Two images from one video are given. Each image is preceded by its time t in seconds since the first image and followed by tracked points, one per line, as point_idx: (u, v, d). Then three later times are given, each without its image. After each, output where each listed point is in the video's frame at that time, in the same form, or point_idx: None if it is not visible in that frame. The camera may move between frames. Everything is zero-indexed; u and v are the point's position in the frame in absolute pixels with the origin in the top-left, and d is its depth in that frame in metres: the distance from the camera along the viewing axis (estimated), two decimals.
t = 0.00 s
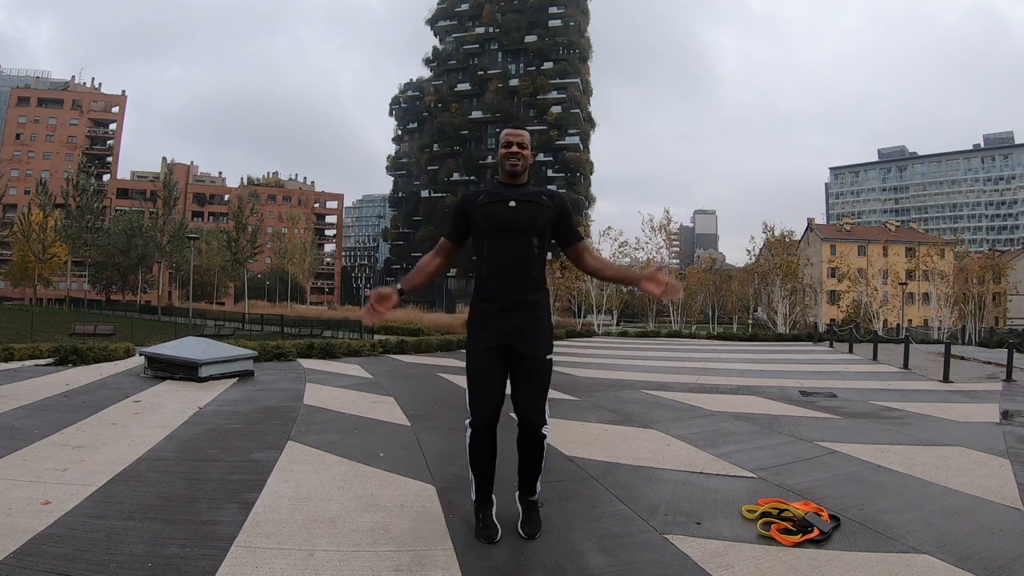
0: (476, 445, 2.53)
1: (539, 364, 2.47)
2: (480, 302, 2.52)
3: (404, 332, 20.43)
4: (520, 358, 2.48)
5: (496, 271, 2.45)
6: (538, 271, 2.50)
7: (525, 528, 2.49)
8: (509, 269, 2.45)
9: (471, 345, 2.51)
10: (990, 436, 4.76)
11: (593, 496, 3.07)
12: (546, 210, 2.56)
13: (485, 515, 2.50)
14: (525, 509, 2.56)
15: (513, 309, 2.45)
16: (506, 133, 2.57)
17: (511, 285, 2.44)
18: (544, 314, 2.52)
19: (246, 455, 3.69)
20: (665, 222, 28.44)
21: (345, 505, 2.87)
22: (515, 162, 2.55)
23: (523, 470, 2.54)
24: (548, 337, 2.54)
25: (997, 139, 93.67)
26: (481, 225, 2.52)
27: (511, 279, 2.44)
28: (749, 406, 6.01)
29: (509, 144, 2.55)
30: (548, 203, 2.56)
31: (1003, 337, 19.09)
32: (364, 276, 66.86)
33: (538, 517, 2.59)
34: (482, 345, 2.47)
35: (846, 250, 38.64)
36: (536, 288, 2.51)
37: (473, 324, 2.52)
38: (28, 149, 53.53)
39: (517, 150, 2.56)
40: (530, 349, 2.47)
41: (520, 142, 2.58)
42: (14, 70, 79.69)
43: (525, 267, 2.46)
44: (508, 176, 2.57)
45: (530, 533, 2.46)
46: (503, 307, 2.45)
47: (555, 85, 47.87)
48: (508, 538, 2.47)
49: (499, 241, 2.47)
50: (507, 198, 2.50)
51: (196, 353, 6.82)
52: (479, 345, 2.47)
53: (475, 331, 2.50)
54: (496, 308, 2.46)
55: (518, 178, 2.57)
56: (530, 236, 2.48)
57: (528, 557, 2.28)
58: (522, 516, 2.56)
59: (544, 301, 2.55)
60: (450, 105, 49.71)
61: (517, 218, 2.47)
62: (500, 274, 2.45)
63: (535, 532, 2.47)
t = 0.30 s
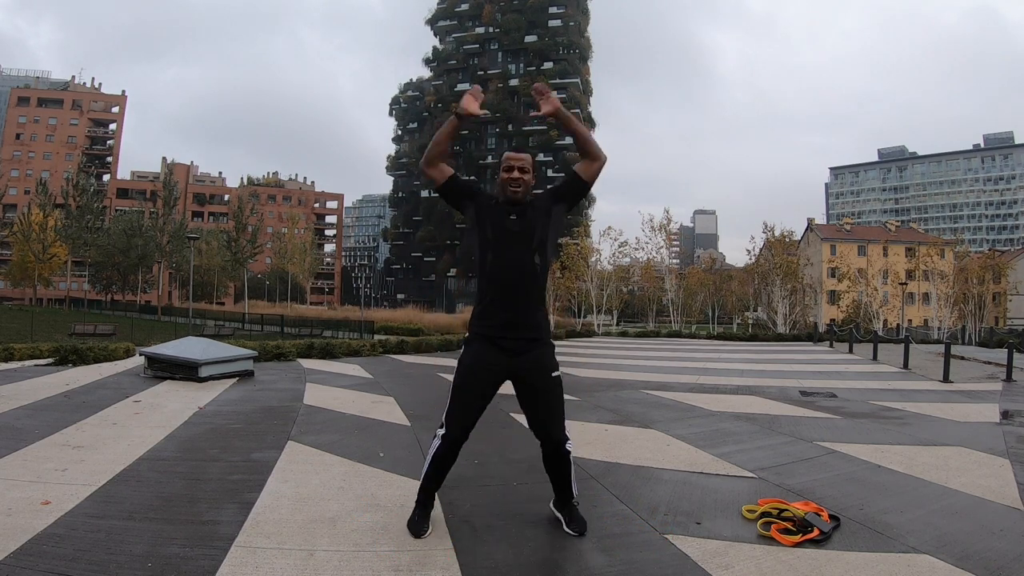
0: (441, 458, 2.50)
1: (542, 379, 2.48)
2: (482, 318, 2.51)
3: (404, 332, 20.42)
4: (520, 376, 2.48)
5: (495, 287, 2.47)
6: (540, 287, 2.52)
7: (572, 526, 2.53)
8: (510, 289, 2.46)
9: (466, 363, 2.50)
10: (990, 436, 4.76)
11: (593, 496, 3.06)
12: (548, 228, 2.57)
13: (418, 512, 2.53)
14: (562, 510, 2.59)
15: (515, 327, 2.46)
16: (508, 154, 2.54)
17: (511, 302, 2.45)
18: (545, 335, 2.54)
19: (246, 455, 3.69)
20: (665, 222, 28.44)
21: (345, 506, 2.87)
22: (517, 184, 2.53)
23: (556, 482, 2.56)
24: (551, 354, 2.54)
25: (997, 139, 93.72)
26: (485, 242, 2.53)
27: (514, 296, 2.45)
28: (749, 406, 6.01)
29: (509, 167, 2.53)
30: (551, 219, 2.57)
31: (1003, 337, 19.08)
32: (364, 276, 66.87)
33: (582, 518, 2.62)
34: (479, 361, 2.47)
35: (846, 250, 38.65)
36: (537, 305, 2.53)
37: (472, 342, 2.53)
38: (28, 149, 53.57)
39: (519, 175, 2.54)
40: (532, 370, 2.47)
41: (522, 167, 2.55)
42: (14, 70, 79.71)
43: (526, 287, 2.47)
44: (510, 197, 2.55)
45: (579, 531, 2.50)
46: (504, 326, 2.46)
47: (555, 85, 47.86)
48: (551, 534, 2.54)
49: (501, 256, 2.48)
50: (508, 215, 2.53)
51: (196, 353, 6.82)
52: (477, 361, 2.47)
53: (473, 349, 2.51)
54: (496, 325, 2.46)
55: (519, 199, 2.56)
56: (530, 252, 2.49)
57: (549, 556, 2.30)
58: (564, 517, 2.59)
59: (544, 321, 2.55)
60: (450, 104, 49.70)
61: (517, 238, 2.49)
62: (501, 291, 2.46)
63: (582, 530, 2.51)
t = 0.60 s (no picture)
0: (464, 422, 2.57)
1: (539, 344, 2.48)
2: (482, 281, 2.52)
3: (404, 332, 20.43)
4: (518, 339, 2.48)
5: (494, 251, 2.48)
6: (539, 253, 2.53)
7: (561, 520, 2.55)
8: (508, 254, 2.47)
9: (467, 327, 2.51)
10: (990, 436, 4.76)
11: (593, 496, 3.06)
12: (548, 196, 2.57)
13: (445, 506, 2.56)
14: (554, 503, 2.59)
15: (515, 289, 2.46)
16: (509, 120, 2.60)
17: (510, 265, 2.46)
18: (545, 299, 2.54)
19: (246, 455, 3.68)
20: (665, 222, 28.44)
21: (345, 506, 2.87)
22: (518, 147, 2.57)
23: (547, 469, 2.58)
24: (548, 320, 2.53)
25: (997, 139, 93.80)
26: (483, 211, 2.53)
27: (515, 260, 2.46)
28: (749, 406, 6.02)
29: (511, 132, 2.59)
30: (548, 188, 2.58)
31: (1003, 337, 19.08)
32: (364, 276, 66.91)
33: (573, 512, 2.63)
34: (480, 323, 2.47)
35: (846, 250, 38.69)
36: (538, 271, 2.53)
37: (472, 305, 2.53)
38: (28, 149, 53.58)
39: (521, 138, 2.58)
40: (530, 332, 2.47)
41: (523, 132, 2.61)
42: (14, 69, 79.65)
43: (526, 250, 2.47)
44: (511, 160, 2.59)
45: (567, 526, 2.52)
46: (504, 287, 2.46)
47: (555, 85, 47.85)
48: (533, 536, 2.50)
49: (500, 221, 2.49)
50: (507, 180, 2.53)
51: (196, 353, 6.82)
52: (477, 322, 2.48)
53: (474, 312, 2.51)
54: (495, 287, 2.47)
55: (520, 160, 2.59)
56: (530, 215, 2.49)
57: (543, 556, 2.29)
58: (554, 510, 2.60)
59: (545, 285, 2.55)
60: (450, 105, 49.69)
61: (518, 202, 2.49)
62: (501, 254, 2.47)
63: (569, 524, 2.54)
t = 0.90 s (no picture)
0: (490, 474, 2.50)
1: (537, 388, 2.50)
2: (482, 334, 2.51)
3: (404, 332, 20.43)
4: (518, 386, 2.49)
5: (494, 297, 2.45)
6: (537, 298, 2.50)
7: (527, 531, 2.45)
8: (507, 301, 2.44)
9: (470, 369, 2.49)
10: (990, 436, 4.76)
11: (592, 498, 3.06)
12: (543, 242, 2.53)
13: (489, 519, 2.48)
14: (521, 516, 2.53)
15: (514, 339, 2.46)
16: (502, 159, 2.55)
17: (510, 312, 2.45)
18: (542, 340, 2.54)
19: (245, 455, 3.68)
20: (665, 222, 28.43)
21: (345, 505, 2.87)
22: (512, 185, 2.51)
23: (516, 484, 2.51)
24: (545, 362, 2.52)
25: (997, 139, 93.85)
26: (480, 257, 2.49)
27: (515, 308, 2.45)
28: (749, 406, 6.01)
29: (505, 170, 2.53)
30: (543, 233, 2.52)
31: (1003, 336, 19.07)
32: (363, 276, 66.90)
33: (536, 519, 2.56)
34: (482, 367, 2.47)
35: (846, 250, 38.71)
36: (534, 315, 2.51)
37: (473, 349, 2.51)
38: (28, 149, 53.60)
39: (513, 176, 2.53)
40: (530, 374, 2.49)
41: (517, 169, 2.56)
42: (14, 70, 79.69)
43: (526, 294, 2.46)
44: (505, 201, 2.53)
45: (533, 536, 2.42)
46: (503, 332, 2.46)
47: (555, 85, 47.85)
48: (510, 540, 2.45)
49: (497, 272, 2.45)
50: (503, 231, 2.46)
51: (196, 353, 6.82)
52: (480, 368, 2.47)
53: (476, 363, 2.49)
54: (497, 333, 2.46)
55: (514, 198, 2.54)
56: (527, 264, 2.45)
57: (517, 559, 2.26)
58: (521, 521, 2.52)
59: (543, 328, 2.55)
60: (450, 105, 49.70)
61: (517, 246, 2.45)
62: (501, 299, 2.45)
63: (538, 536, 2.43)
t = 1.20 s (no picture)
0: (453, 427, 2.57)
1: (543, 350, 2.50)
2: (481, 289, 2.55)
3: (404, 332, 20.43)
4: (518, 343, 2.50)
5: (493, 254, 2.49)
6: (538, 256, 2.54)
7: (570, 523, 2.52)
8: (507, 250, 2.48)
9: (467, 329, 2.53)
10: (990, 436, 4.76)
11: (595, 496, 3.06)
12: (547, 197, 2.60)
13: (427, 506, 2.54)
14: (561, 506, 2.56)
15: (512, 295, 2.48)
16: (508, 122, 2.57)
17: (511, 270, 2.47)
18: (545, 304, 2.57)
19: (246, 455, 3.69)
20: (665, 222, 28.41)
21: (345, 505, 2.87)
22: (517, 151, 2.56)
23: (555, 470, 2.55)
24: (551, 327, 2.56)
25: (997, 139, 93.88)
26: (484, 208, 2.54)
27: (516, 263, 2.47)
28: (749, 406, 6.01)
29: (510, 136, 2.56)
30: (550, 189, 2.60)
31: (1003, 337, 19.07)
32: (363, 276, 66.91)
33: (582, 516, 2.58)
34: (481, 327, 2.48)
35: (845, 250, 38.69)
36: (537, 277, 2.55)
37: (472, 308, 2.55)
38: (28, 149, 53.59)
39: (519, 142, 2.56)
40: (530, 338, 2.49)
41: (522, 135, 2.58)
42: (14, 70, 79.70)
43: (529, 253, 2.50)
44: (509, 165, 2.58)
45: (575, 528, 2.49)
46: (503, 293, 2.48)
47: (555, 85, 47.84)
48: (520, 541, 2.47)
49: (499, 224, 2.50)
50: (506, 182, 2.54)
51: (195, 353, 6.82)
52: (478, 325, 2.49)
53: (473, 315, 2.52)
54: (497, 293, 2.48)
55: (518, 166, 2.59)
56: (530, 219, 2.51)
57: (549, 556, 2.29)
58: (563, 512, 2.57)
59: (544, 290, 2.57)
60: (450, 105, 49.70)
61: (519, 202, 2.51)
62: (502, 255, 2.47)
63: (579, 529, 2.50)
